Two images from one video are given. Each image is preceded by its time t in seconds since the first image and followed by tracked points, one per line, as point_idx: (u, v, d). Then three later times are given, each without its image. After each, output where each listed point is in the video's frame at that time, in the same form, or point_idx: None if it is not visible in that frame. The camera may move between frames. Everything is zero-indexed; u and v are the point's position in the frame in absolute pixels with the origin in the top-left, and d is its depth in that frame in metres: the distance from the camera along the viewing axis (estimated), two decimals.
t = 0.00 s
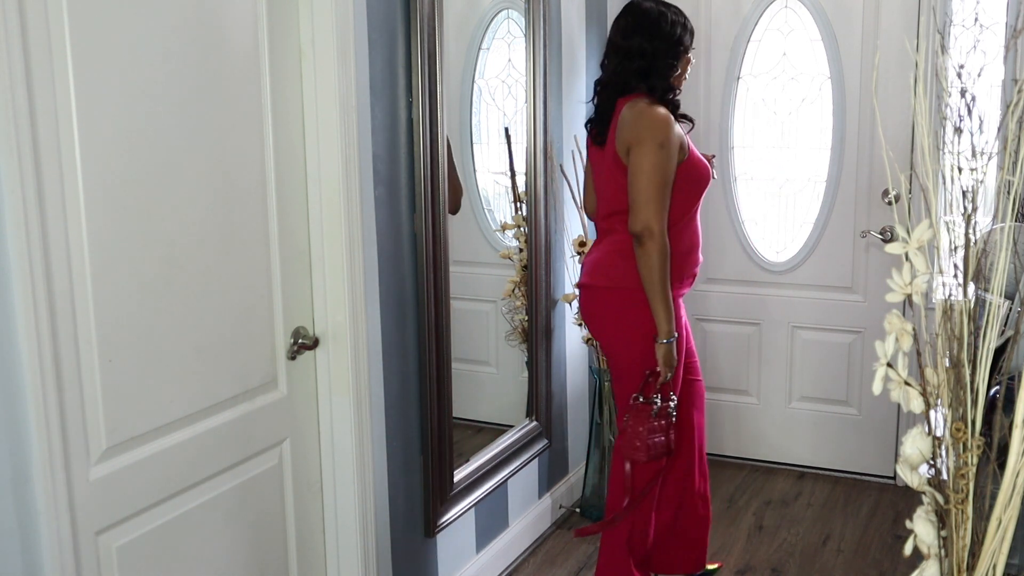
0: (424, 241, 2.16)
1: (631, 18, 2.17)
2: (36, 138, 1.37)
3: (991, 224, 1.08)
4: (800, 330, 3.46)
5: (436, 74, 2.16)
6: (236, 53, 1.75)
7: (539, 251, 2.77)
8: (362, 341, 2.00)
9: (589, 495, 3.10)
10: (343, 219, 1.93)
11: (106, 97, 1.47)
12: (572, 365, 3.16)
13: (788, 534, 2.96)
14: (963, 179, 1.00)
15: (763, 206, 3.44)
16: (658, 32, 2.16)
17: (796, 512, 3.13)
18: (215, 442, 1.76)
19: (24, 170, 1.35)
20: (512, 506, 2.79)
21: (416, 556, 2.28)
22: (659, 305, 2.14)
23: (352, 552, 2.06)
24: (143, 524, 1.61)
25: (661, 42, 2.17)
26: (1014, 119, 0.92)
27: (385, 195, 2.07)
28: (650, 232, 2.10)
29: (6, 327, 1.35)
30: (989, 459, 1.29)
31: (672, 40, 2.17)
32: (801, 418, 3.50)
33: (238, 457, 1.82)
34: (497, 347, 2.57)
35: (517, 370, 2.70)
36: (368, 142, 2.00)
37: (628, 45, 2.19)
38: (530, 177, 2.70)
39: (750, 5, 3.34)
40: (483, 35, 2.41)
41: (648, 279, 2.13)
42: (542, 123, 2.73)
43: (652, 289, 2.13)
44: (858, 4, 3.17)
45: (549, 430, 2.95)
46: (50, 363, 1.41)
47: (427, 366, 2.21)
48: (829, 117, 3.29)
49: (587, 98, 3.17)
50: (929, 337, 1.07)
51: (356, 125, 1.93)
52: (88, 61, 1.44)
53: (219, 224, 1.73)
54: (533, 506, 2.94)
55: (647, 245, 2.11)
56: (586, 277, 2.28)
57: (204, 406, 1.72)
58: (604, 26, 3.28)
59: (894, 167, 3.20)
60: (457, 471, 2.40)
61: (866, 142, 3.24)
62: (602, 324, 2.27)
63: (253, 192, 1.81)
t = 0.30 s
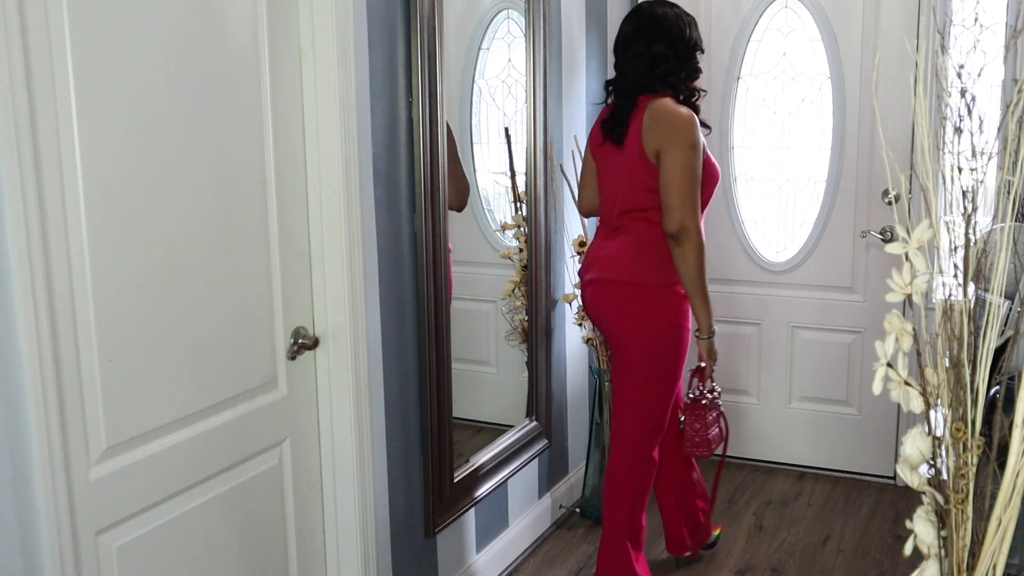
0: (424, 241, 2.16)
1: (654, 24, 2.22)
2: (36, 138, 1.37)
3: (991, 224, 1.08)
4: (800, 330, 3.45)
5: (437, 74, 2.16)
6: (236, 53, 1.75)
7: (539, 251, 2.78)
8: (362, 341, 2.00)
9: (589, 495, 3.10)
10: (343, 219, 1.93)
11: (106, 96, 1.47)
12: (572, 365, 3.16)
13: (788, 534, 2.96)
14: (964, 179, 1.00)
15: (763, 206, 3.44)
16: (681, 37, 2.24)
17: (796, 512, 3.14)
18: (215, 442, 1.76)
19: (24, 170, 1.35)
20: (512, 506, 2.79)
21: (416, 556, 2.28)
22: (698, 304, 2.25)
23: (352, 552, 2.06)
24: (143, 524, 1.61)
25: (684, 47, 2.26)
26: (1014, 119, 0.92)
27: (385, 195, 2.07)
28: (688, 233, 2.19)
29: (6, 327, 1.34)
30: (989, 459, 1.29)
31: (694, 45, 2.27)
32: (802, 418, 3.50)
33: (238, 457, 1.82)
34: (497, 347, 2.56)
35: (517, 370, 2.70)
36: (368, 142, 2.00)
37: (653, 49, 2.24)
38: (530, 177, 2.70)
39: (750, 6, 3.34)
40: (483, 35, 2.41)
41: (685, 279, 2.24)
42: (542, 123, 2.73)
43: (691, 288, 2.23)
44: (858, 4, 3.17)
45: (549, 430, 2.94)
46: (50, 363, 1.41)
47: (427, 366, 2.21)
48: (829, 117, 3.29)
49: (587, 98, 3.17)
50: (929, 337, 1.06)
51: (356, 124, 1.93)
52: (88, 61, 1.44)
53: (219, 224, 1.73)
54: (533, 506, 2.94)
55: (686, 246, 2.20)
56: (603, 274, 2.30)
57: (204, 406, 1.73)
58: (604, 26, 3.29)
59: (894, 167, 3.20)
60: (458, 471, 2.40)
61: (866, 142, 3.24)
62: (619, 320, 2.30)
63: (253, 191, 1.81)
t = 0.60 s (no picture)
0: (424, 241, 2.16)
1: (678, 35, 2.26)
2: (36, 138, 1.37)
3: (991, 225, 1.08)
4: (800, 330, 3.45)
5: (437, 74, 2.16)
6: (236, 53, 1.75)
7: (540, 251, 2.78)
8: (362, 342, 2.00)
9: (589, 495, 3.10)
10: (343, 219, 1.93)
11: (106, 96, 1.47)
12: (572, 365, 3.16)
13: (788, 534, 2.96)
14: (963, 179, 1.00)
15: (763, 206, 3.43)
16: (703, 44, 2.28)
17: (796, 512, 3.14)
18: (215, 441, 1.76)
19: (24, 170, 1.35)
20: (512, 506, 2.79)
21: (416, 556, 2.28)
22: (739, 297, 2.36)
23: (352, 552, 2.06)
24: (144, 524, 1.61)
25: (707, 54, 2.29)
26: (1014, 119, 0.92)
27: (385, 195, 2.07)
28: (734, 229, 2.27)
29: (5, 327, 1.34)
30: (989, 459, 1.30)
31: (716, 51, 2.30)
32: (802, 418, 3.50)
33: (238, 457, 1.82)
34: (497, 346, 2.56)
35: (518, 370, 2.70)
36: (368, 141, 1.99)
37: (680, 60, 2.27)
38: (530, 177, 2.70)
39: (750, 6, 3.34)
40: (483, 35, 2.41)
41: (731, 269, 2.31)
42: (542, 123, 2.73)
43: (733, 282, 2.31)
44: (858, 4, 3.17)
45: (548, 431, 2.94)
46: (50, 363, 1.41)
47: (427, 366, 2.21)
48: (829, 117, 3.29)
49: (588, 98, 3.17)
50: (928, 337, 1.07)
51: (355, 124, 1.93)
52: (88, 61, 1.44)
53: (219, 224, 1.73)
54: (533, 506, 2.94)
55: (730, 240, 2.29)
56: (645, 273, 2.32)
57: (204, 406, 1.73)
58: (604, 26, 3.29)
59: (894, 167, 3.20)
60: (458, 471, 2.40)
61: (866, 142, 3.24)
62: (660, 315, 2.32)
63: (253, 191, 1.81)
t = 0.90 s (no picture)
0: (424, 240, 2.16)
1: (699, 36, 2.34)
2: (36, 138, 1.37)
3: (991, 225, 1.08)
4: (800, 331, 3.45)
5: (437, 75, 2.16)
6: (236, 53, 1.75)
7: (541, 251, 2.78)
8: (362, 342, 2.00)
9: (589, 495, 3.10)
10: (343, 219, 1.93)
11: (106, 96, 1.47)
12: (572, 365, 3.16)
13: (788, 534, 2.96)
14: (963, 179, 1.00)
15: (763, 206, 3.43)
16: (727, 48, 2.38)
17: (796, 511, 3.14)
18: (216, 441, 1.76)
19: (24, 170, 1.35)
20: (512, 506, 2.79)
21: (416, 556, 2.28)
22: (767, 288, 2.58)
23: (352, 552, 2.06)
24: (143, 524, 1.61)
25: (724, 57, 2.38)
26: (1014, 119, 0.92)
27: (385, 196, 2.07)
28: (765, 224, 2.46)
29: (5, 327, 1.34)
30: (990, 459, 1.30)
31: (732, 54, 2.39)
32: (802, 418, 3.50)
33: (238, 457, 1.82)
34: (497, 346, 2.57)
35: (518, 370, 2.70)
36: (368, 141, 1.99)
37: (700, 63, 2.35)
38: (530, 177, 2.70)
39: (750, 6, 3.34)
40: (483, 35, 2.41)
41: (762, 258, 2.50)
42: (542, 123, 2.73)
43: (768, 277, 2.51)
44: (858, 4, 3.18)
45: (547, 431, 2.93)
46: (50, 363, 1.41)
47: (427, 366, 2.21)
48: (829, 117, 3.29)
49: (588, 98, 3.17)
50: (928, 337, 1.06)
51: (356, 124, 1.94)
52: (88, 61, 1.44)
53: (220, 224, 1.73)
54: (533, 506, 2.94)
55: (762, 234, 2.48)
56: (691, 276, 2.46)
57: (204, 406, 1.73)
58: (605, 26, 3.29)
59: (894, 167, 3.20)
60: (457, 470, 2.40)
61: (866, 142, 3.25)
62: (714, 320, 2.48)
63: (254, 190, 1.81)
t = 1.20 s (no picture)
0: (424, 240, 2.15)
1: (730, 38, 2.47)
2: (36, 138, 1.37)
3: (991, 225, 1.08)
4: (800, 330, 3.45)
5: (437, 74, 2.16)
6: (236, 52, 1.75)
7: (541, 251, 2.78)
8: (362, 341, 2.00)
9: (589, 495, 3.09)
10: (343, 219, 1.93)
11: (106, 96, 1.47)
12: (572, 364, 3.16)
13: (788, 534, 2.96)
14: (963, 179, 1.00)
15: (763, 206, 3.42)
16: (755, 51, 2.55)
17: (796, 511, 3.14)
18: (216, 441, 1.76)
19: (24, 171, 1.35)
20: (512, 506, 2.79)
21: (416, 555, 2.28)
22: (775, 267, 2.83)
23: (352, 551, 2.06)
24: (143, 525, 1.61)
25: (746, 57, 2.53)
26: (1014, 119, 0.92)
27: (385, 196, 2.07)
28: (788, 211, 2.72)
29: (5, 328, 1.34)
30: (989, 459, 1.30)
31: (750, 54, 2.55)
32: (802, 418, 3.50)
33: (239, 456, 1.82)
34: (497, 346, 2.57)
35: (518, 370, 2.71)
36: (368, 141, 1.99)
37: (733, 62, 2.47)
38: (530, 177, 2.70)
39: (750, 6, 3.34)
40: (483, 35, 2.41)
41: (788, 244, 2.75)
42: (542, 124, 2.73)
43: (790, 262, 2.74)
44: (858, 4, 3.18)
45: (547, 431, 2.93)
46: (50, 363, 1.41)
47: (427, 366, 2.21)
48: (829, 117, 3.29)
49: (588, 98, 3.17)
50: (929, 337, 1.06)
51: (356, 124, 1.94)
52: (88, 61, 1.44)
53: (219, 223, 1.73)
54: (533, 506, 2.94)
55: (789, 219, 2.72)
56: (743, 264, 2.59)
57: (204, 406, 1.73)
58: (604, 26, 3.28)
59: (894, 167, 3.20)
60: (458, 471, 2.40)
61: (866, 142, 3.25)
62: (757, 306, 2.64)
63: (254, 190, 1.81)
